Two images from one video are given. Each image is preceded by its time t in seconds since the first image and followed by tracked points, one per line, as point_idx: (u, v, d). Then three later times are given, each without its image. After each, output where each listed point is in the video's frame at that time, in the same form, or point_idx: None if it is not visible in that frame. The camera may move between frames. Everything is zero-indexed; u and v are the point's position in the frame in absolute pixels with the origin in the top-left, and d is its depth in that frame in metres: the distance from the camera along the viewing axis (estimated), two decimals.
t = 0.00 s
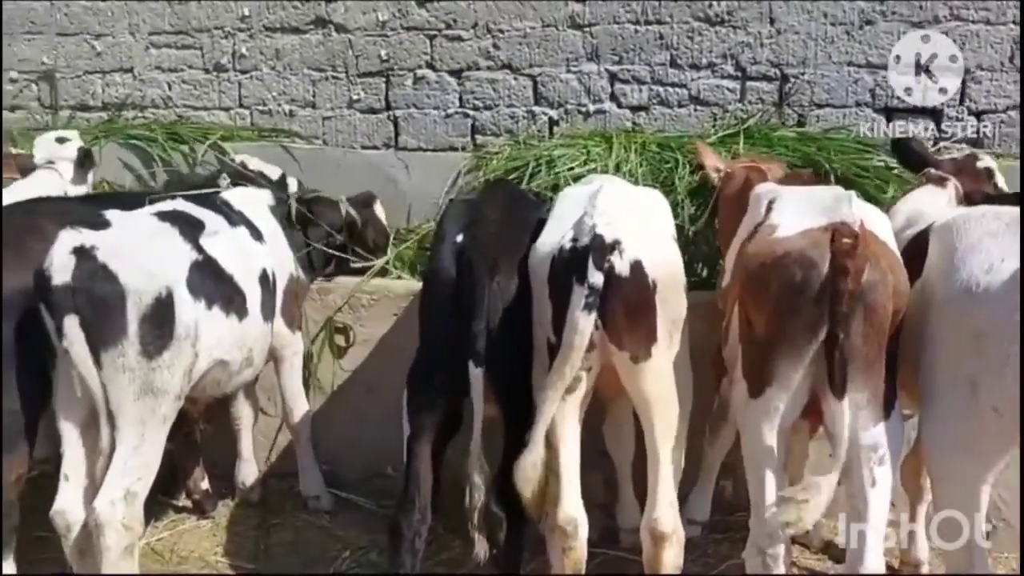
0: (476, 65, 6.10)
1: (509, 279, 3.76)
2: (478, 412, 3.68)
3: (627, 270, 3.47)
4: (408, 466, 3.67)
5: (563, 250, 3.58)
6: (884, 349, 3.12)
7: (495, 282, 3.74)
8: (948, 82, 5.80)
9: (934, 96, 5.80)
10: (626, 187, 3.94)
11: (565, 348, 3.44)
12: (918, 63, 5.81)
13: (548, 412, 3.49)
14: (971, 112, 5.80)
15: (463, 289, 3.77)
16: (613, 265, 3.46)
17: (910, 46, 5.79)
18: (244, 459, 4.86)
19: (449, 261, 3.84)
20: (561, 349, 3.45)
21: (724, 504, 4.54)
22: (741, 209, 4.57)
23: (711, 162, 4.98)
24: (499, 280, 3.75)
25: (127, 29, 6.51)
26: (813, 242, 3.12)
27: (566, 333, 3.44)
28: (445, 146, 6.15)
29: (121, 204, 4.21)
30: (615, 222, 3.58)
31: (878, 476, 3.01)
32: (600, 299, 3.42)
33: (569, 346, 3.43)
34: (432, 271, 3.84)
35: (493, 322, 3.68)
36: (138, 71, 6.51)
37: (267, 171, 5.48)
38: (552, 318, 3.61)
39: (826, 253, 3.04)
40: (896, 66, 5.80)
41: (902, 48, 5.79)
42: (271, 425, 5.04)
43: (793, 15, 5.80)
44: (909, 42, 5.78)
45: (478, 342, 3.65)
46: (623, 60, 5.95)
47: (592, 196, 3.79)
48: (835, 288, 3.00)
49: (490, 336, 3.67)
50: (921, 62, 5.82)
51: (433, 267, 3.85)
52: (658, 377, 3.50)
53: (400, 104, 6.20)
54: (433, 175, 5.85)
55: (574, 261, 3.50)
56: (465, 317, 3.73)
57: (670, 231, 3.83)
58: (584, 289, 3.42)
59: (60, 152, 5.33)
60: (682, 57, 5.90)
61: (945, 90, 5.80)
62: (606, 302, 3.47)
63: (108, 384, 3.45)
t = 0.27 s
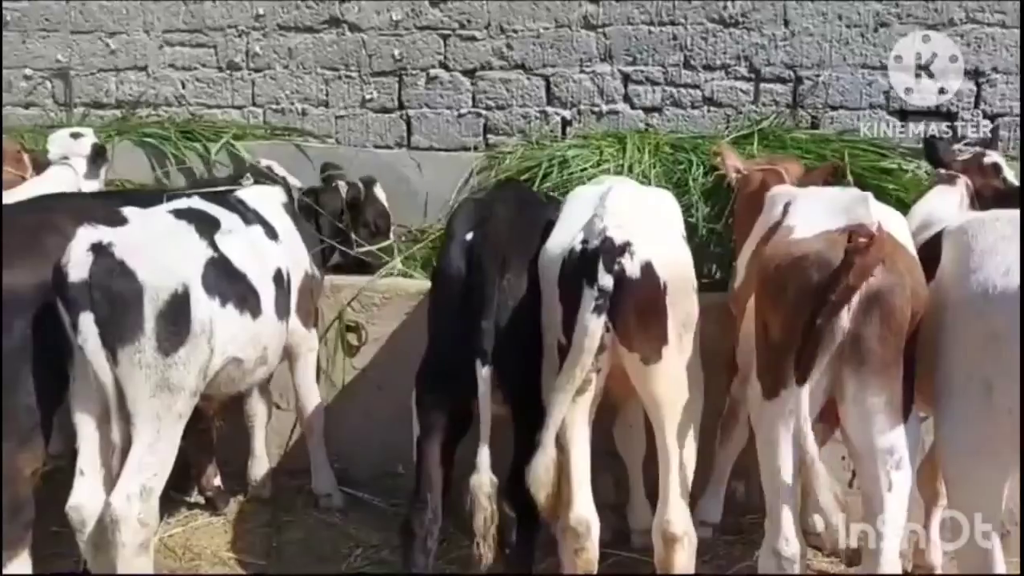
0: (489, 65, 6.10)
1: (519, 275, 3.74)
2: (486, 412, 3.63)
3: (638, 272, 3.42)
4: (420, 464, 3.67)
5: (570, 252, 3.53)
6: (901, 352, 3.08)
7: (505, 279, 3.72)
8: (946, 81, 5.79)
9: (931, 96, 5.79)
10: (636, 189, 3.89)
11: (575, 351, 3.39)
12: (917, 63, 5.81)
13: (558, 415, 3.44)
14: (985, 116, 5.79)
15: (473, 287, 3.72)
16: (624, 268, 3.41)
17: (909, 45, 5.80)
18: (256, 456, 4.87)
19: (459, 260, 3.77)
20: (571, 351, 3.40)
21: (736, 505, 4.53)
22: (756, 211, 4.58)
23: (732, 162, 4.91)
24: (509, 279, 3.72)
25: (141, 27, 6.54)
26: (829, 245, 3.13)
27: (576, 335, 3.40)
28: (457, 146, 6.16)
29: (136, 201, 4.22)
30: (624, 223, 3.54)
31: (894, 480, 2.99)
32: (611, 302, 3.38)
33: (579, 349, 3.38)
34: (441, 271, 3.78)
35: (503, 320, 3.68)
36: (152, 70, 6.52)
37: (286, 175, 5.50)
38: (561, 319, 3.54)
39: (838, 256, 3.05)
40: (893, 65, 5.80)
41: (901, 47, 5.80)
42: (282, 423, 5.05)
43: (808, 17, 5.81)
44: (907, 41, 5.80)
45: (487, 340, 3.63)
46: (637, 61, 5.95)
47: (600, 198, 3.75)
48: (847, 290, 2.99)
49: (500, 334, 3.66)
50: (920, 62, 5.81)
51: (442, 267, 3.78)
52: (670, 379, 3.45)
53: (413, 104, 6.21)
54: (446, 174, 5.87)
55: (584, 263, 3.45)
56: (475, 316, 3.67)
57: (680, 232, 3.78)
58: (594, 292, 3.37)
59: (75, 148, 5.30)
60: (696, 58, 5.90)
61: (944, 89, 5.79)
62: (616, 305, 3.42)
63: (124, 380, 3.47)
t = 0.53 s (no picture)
0: (508, 64, 6.08)
1: (538, 272, 3.68)
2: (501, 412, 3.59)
3: (664, 272, 3.38)
4: (439, 465, 3.63)
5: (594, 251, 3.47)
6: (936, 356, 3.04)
7: (524, 277, 3.66)
8: (947, 82, 5.75)
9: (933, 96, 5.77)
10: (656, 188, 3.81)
11: (600, 351, 3.34)
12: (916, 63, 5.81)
13: (581, 419, 3.41)
14: (1008, 118, 5.76)
15: (489, 285, 3.64)
16: (650, 268, 3.37)
17: (910, 45, 5.79)
18: (272, 455, 4.86)
19: (476, 257, 3.70)
20: (596, 352, 3.36)
21: (755, 509, 4.49)
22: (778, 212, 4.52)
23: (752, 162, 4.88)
24: (527, 276, 3.66)
25: (159, 24, 6.53)
26: (862, 246, 3.09)
27: (601, 335, 3.35)
28: (475, 146, 6.14)
29: (155, 198, 4.21)
30: (650, 223, 3.47)
31: (929, 487, 2.94)
32: (637, 302, 3.33)
33: (604, 349, 3.34)
34: (458, 267, 3.72)
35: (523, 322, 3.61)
36: (169, 67, 6.52)
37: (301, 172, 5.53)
38: (584, 320, 3.49)
39: (870, 257, 3.02)
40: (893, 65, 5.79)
41: (902, 48, 5.78)
42: (298, 421, 5.01)
43: (830, 17, 5.80)
44: (908, 42, 5.79)
45: (504, 338, 3.56)
46: (657, 60, 5.93)
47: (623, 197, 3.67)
48: (882, 292, 2.95)
49: (517, 333, 3.60)
50: (919, 62, 5.82)
51: (458, 264, 3.72)
52: (695, 380, 3.42)
53: (431, 102, 6.19)
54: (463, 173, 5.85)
55: (609, 263, 3.39)
56: (492, 313, 3.61)
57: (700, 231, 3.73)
58: (620, 292, 3.31)
59: (93, 145, 5.25)
60: (716, 58, 5.88)
61: (944, 90, 5.75)
62: (642, 304, 3.38)
63: (146, 378, 3.45)
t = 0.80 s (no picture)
0: (533, 57, 6.01)
1: (575, 263, 3.58)
2: (536, 408, 3.47)
3: (706, 264, 3.29)
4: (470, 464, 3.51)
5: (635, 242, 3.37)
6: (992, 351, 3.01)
7: (560, 268, 3.54)
8: (948, 80, 5.65)
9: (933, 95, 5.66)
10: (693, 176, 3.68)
11: (642, 345, 3.27)
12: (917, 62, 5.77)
13: (620, 414, 3.31)
14: None
15: (525, 277, 3.52)
16: (694, 260, 3.28)
17: (910, 44, 5.75)
18: (296, 451, 4.80)
19: (510, 247, 3.59)
20: (636, 346, 3.28)
21: (788, 508, 4.41)
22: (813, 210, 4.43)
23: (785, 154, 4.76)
24: (564, 267, 3.55)
25: (179, 16, 6.48)
26: (920, 237, 3.00)
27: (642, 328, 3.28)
28: (499, 140, 6.06)
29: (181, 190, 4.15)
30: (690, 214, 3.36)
31: (986, 487, 2.91)
32: (680, 294, 3.25)
33: (645, 343, 3.26)
34: (491, 258, 3.60)
35: (560, 316, 3.52)
36: (190, 60, 6.47)
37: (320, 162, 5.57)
38: (624, 313, 3.40)
39: (932, 251, 2.93)
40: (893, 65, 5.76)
41: (902, 47, 5.75)
42: (322, 418, 4.94)
43: (860, 10, 5.76)
44: (908, 41, 5.75)
45: (539, 330, 3.45)
46: (684, 54, 5.87)
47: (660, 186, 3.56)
48: (944, 288, 2.89)
49: (554, 326, 3.50)
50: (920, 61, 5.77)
51: (491, 255, 3.60)
52: (734, 376, 3.30)
53: (454, 96, 6.12)
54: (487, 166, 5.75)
55: (650, 255, 3.31)
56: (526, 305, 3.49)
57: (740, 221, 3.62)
58: (663, 284, 3.24)
59: (116, 138, 5.20)
60: (745, 51, 5.82)
61: (945, 89, 5.65)
62: (685, 297, 3.29)
63: (178, 373, 3.39)
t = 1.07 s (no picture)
0: (540, 62, 5.94)
1: (604, 269, 3.49)
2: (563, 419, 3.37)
3: (743, 272, 3.20)
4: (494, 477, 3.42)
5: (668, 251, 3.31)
6: None
7: (588, 275, 3.46)
8: (947, 81, 5.66)
9: (933, 97, 5.67)
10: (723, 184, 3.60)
11: (677, 356, 3.21)
12: (917, 62, 5.74)
13: (654, 426, 3.26)
14: None
15: (553, 283, 3.43)
16: (731, 268, 3.19)
17: (910, 44, 5.72)
18: (303, 463, 4.67)
19: (536, 253, 3.50)
20: (672, 356, 3.22)
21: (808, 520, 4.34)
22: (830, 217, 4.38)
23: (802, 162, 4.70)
24: (593, 274, 3.47)
25: (178, 18, 6.35)
26: (967, 244, 3.02)
27: (677, 338, 3.22)
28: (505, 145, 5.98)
29: (188, 196, 4.03)
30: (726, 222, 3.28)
31: None
32: (717, 304, 3.19)
33: (682, 352, 3.20)
34: (516, 264, 3.50)
35: (588, 327, 3.46)
36: (189, 62, 6.33)
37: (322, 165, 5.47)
38: (657, 323, 3.31)
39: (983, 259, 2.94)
40: (893, 66, 5.72)
41: (902, 47, 5.72)
42: (328, 429, 4.83)
43: (871, 15, 5.72)
44: (908, 41, 5.72)
45: (567, 339, 3.37)
46: (693, 58, 5.82)
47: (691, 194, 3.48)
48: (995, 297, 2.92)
49: (581, 337, 3.45)
50: (920, 61, 5.74)
51: (516, 260, 3.51)
52: (770, 387, 3.23)
53: (460, 100, 6.02)
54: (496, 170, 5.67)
55: (686, 263, 3.24)
56: (554, 312, 3.40)
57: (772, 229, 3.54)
58: (701, 293, 3.18)
59: (116, 143, 5.11)
60: (754, 56, 5.78)
61: (945, 90, 5.66)
62: (722, 305, 3.20)
63: (192, 386, 3.27)
